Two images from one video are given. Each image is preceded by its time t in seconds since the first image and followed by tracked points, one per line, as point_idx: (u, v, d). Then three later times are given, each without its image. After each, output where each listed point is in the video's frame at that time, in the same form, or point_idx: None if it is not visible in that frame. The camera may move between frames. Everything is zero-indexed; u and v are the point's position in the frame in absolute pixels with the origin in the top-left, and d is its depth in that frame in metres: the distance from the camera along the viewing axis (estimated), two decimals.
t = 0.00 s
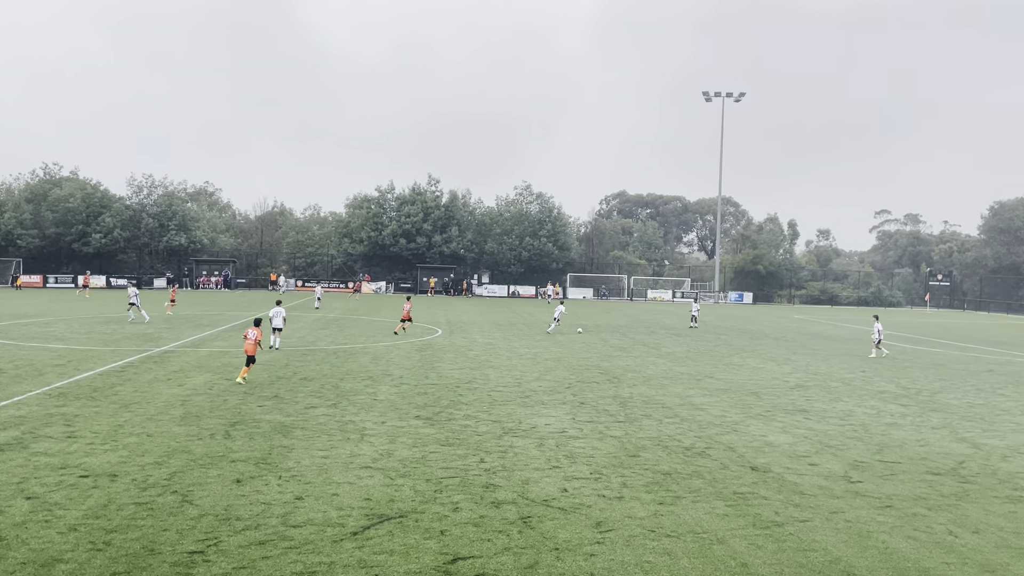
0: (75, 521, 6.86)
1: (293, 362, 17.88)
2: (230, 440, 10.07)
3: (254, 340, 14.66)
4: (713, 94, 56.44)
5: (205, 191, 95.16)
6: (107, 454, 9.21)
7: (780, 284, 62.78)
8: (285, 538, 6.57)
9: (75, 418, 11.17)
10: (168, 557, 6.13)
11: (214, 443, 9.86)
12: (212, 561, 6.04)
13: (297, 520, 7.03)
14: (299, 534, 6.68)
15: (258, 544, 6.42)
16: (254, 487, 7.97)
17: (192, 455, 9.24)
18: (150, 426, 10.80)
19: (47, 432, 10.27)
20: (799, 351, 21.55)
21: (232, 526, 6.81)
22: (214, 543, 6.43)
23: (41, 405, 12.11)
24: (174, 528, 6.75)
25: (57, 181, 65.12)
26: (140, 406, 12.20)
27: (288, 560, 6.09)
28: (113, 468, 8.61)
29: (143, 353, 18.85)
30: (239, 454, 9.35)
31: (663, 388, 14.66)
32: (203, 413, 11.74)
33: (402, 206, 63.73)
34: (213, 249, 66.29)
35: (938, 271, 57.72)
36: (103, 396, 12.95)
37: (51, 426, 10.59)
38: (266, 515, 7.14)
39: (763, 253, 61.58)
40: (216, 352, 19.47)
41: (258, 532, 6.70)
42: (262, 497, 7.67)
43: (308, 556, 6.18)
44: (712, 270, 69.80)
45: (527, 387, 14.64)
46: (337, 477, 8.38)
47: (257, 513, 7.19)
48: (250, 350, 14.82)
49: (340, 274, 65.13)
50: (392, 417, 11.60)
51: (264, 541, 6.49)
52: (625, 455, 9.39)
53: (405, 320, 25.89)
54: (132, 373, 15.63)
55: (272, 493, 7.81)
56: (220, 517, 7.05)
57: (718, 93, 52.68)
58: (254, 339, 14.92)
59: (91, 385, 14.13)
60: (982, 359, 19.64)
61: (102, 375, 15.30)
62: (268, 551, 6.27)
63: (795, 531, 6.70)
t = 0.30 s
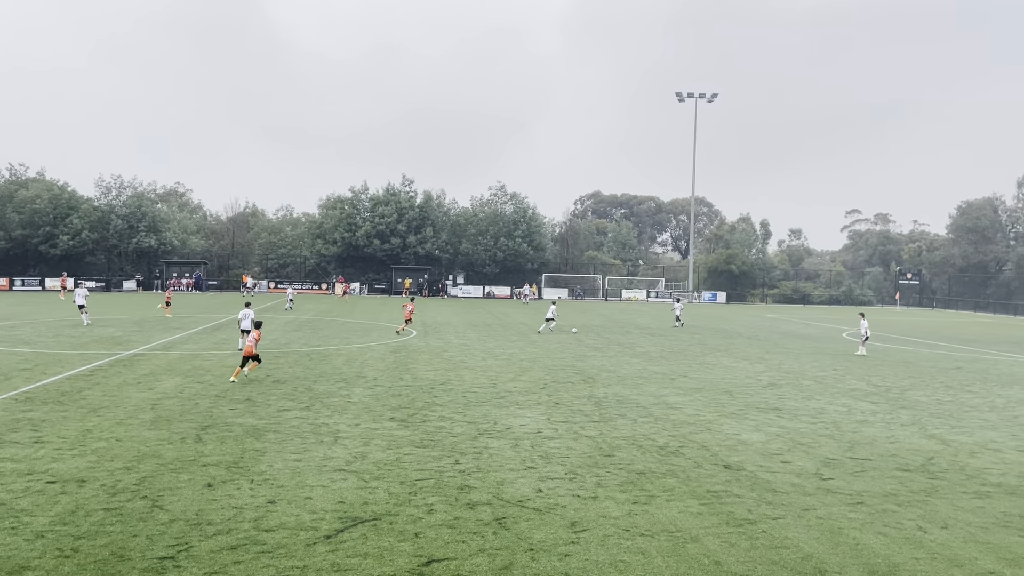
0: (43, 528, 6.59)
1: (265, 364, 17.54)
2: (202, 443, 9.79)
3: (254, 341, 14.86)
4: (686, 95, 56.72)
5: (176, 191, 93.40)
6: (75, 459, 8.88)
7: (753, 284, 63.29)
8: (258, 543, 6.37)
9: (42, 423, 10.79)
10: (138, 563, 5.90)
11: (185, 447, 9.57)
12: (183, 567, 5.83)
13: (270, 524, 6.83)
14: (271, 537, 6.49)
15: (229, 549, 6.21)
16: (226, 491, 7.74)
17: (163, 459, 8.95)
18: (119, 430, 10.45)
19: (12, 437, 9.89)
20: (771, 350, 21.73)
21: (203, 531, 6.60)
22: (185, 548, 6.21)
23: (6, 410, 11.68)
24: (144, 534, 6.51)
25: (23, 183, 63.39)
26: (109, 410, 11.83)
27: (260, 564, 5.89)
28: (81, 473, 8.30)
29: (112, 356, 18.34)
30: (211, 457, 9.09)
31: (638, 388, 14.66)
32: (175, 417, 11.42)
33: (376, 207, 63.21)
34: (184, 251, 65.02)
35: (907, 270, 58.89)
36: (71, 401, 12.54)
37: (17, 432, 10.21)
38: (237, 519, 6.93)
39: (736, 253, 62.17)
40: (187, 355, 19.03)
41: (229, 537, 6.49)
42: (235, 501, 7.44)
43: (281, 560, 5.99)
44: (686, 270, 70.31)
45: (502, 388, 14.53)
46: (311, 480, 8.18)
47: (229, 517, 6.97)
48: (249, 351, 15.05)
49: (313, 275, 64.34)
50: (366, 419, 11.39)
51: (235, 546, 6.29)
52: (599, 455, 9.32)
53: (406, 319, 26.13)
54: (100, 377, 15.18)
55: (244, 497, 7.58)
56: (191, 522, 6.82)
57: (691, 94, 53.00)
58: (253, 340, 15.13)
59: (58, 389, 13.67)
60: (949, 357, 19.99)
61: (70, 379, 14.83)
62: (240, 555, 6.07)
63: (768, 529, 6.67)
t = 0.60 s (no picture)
0: (14, 534, 6.38)
1: (242, 366, 17.26)
2: (178, 447, 9.57)
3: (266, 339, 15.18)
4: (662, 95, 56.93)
5: (150, 192, 91.79)
6: (48, 463, 8.62)
7: (729, 282, 64.12)
8: (235, 546, 6.22)
9: (14, 427, 10.46)
10: (112, 568, 5.74)
11: (161, 450, 9.33)
12: (159, 572, 5.67)
13: (247, 526, 6.67)
14: (248, 540, 6.34)
15: (205, 553, 6.06)
16: (203, 495, 7.55)
17: (139, 463, 8.71)
18: (94, 434, 10.19)
19: None
20: (747, 348, 21.90)
21: (180, 535, 6.43)
22: (162, 552, 6.05)
23: None
24: (120, 538, 6.33)
25: None
26: (83, 414, 11.52)
27: (236, 568, 5.75)
28: (55, 478, 8.05)
29: (86, 359, 17.91)
30: (187, 461, 8.88)
31: (616, 386, 14.66)
32: (151, 420, 11.15)
33: (354, 207, 62.72)
34: (159, 252, 63.85)
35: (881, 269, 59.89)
36: (44, 405, 12.18)
37: None
38: (214, 522, 6.76)
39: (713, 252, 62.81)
40: (163, 357, 18.67)
41: (205, 540, 6.33)
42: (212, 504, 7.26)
43: (259, 563, 5.86)
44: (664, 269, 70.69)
45: (481, 388, 14.44)
46: (288, 483, 8.01)
47: (206, 520, 6.81)
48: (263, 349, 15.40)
49: (290, 277, 63.64)
50: (344, 420, 11.24)
51: (212, 549, 6.13)
52: (578, 454, 9.27)
53: (415, 318, 26.49)
54: (74, 380, 14.82)
55: (221, 500, 7.40)
56: (167, 526, 6.65)
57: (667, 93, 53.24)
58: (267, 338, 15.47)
59: (30, 393, 13.29)
60: (923, 354, 20.29)
61: (42, 383, 14.42)
62: (217, 559, 5.93)
63: (745, 525, 6.67)
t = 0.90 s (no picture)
0: None
1: (222, 368, 17.01)
2: (157, 450, 9.38)
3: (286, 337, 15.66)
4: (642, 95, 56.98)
5: (127, 193, 90.42)
6: (24, 468, 8.41)
7: (710, 281, 64.68)
8: (215, 549, 6.10)
9: None
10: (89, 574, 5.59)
11: (140, 454, 9.14)
12: None
13: (228, 529, 6.55)
14: (229, 544, 6.21)
15: (185, 556, 5.93)
16: (183, 498, 7.40)
17: (117, 467, 8.53)
18: (72, 438, 9.95)
19: None
20: (728, 346, 22.05)
21: (159, 539, 6.29)
22: (141, 556, 5.91)
23: None
24: (98, 543, 6.18)
25: None
26: (60, 418, 11.27)
27: (216, 572, 5.62)
28: (31, 482, 7.85)
29: (63, 362, 17.56)
30: (167, 464, 8.70)
31: (598, 386, 14.65)
32: (129, 424, 10.93)
33: (334, 207, 62.23)
34: (137, 254, 62.85)
35: (860, 267, 60.65)
36: (19, 409, 11.89)
37: None
38: (194, 526, 6.63)
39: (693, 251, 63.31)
40: (141, 360, 18.36)
41: (184, 544, 6.19)
42: (192, 508, 7.12)
43: (240, 566, 5.74)
44: (645, 268, 70.98)
45: (463, 388, 14.35)
46: (269, 485, 7.88)
47: (186, 523, 6.67)
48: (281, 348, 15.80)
49: (270, 278, 63.06)
50: (326, 422, 11.10)
51: (192, 553, 6.00)
52: (561, 453, 9.23)
53: (426, 319, 26.93)
54: (50, 384, 14.50)
55: (201, 503, 7.26)
56: (147, 530, 6.49)
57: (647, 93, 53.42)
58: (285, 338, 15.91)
59: (5, 397, 12.97)
60: (900, 350, 20.55)
61: (18, 387, 14.10)
62: (198, 563, 5.80)
63: (726, 522, 6.67)
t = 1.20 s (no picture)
0: None
1: (205, 370, 16.81)
2: (140, 453, 9.23)
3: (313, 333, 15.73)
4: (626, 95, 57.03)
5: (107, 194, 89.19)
6: (4, 473, 8.23)
7: (693, 280, 65.10)
8: (200, 552, 6.00)
9: None
10: None
11: (123, 457, 8.98)
12: None
13: (212, 533, 6.44)
14: (213, 546, 6.12)
15: (169, 560, 5.83)
16: (166, 501, 7.27)
17: (100, 470, 8.37)
18: (53, 441, 9.76)
19: None
20: (711, 345, 22.17)
21: (143, 543, 6.17)
22: (124, 560, 5.80)
23: None
24: (80, 547, 6.05)
25: None
26: (41, 421, 11.05)
27: None
28: (11, 487, 7.68)
29: (43, 365, 17.25)
30: (150, 467, 8.56)
31: (583, 385, 14.65)
32: (111, 427, 10.74)
33: (317, 208, 61.78)
34: (118, 256, 62.01)
35: (841, 265, 61.32)
36: None
37: None
38: (178, 529, 6.51)
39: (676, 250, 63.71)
40: (122, 362, 18.09)
41: (168, 548, 6.08)
42: (175, 511, 6.99)
43: (223, 570, 5.64)
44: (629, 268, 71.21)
45: (448, 388, 14.28)
46: (254, 487, 7.77)
47: (170, 527, 6.55)
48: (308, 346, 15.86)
49: (253, 279, 62.53)
50: (310, 423, 10.99)
51: (175, 557, 5.90)
52: (546, 452, 9.20)
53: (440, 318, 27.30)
54: (31, 387, 14.23)
55: (185, 506, 7.13)
56: (130, 534, 6.38)
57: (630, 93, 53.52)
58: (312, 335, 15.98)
59: None
60: (880, 348, 20.76)
61: None
62: (181, 567, 5.70)
63: (711, 520, 6.68)
